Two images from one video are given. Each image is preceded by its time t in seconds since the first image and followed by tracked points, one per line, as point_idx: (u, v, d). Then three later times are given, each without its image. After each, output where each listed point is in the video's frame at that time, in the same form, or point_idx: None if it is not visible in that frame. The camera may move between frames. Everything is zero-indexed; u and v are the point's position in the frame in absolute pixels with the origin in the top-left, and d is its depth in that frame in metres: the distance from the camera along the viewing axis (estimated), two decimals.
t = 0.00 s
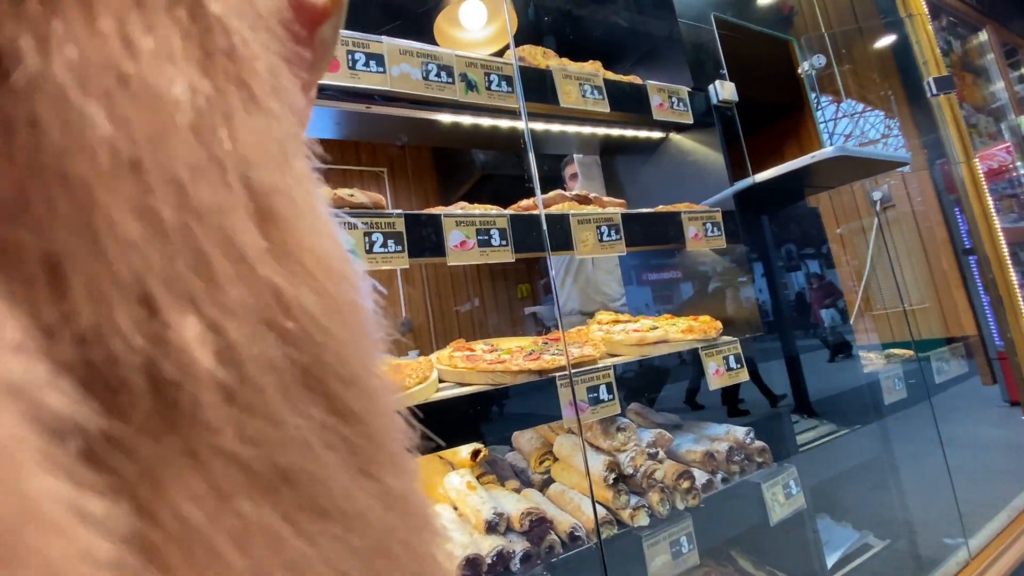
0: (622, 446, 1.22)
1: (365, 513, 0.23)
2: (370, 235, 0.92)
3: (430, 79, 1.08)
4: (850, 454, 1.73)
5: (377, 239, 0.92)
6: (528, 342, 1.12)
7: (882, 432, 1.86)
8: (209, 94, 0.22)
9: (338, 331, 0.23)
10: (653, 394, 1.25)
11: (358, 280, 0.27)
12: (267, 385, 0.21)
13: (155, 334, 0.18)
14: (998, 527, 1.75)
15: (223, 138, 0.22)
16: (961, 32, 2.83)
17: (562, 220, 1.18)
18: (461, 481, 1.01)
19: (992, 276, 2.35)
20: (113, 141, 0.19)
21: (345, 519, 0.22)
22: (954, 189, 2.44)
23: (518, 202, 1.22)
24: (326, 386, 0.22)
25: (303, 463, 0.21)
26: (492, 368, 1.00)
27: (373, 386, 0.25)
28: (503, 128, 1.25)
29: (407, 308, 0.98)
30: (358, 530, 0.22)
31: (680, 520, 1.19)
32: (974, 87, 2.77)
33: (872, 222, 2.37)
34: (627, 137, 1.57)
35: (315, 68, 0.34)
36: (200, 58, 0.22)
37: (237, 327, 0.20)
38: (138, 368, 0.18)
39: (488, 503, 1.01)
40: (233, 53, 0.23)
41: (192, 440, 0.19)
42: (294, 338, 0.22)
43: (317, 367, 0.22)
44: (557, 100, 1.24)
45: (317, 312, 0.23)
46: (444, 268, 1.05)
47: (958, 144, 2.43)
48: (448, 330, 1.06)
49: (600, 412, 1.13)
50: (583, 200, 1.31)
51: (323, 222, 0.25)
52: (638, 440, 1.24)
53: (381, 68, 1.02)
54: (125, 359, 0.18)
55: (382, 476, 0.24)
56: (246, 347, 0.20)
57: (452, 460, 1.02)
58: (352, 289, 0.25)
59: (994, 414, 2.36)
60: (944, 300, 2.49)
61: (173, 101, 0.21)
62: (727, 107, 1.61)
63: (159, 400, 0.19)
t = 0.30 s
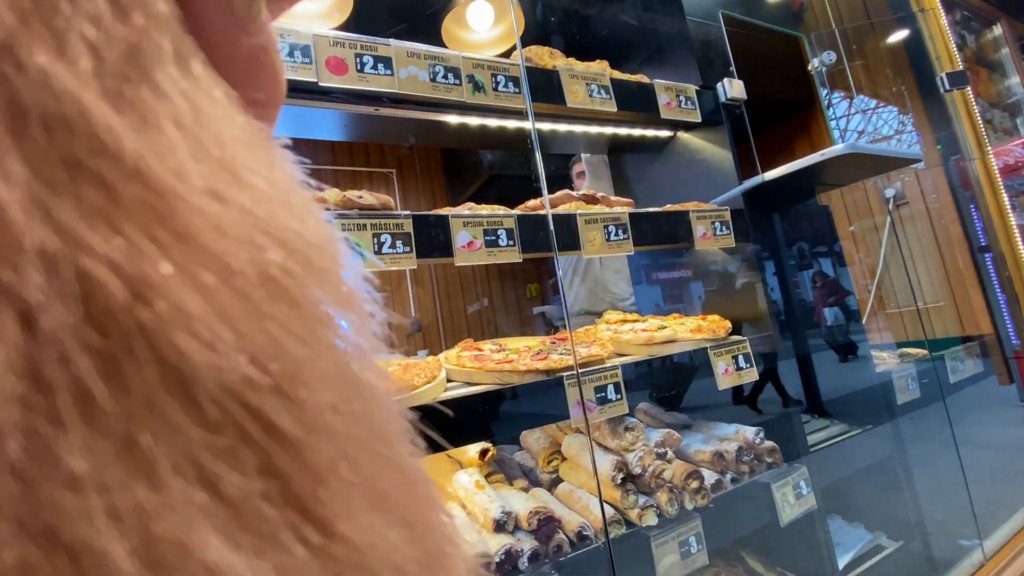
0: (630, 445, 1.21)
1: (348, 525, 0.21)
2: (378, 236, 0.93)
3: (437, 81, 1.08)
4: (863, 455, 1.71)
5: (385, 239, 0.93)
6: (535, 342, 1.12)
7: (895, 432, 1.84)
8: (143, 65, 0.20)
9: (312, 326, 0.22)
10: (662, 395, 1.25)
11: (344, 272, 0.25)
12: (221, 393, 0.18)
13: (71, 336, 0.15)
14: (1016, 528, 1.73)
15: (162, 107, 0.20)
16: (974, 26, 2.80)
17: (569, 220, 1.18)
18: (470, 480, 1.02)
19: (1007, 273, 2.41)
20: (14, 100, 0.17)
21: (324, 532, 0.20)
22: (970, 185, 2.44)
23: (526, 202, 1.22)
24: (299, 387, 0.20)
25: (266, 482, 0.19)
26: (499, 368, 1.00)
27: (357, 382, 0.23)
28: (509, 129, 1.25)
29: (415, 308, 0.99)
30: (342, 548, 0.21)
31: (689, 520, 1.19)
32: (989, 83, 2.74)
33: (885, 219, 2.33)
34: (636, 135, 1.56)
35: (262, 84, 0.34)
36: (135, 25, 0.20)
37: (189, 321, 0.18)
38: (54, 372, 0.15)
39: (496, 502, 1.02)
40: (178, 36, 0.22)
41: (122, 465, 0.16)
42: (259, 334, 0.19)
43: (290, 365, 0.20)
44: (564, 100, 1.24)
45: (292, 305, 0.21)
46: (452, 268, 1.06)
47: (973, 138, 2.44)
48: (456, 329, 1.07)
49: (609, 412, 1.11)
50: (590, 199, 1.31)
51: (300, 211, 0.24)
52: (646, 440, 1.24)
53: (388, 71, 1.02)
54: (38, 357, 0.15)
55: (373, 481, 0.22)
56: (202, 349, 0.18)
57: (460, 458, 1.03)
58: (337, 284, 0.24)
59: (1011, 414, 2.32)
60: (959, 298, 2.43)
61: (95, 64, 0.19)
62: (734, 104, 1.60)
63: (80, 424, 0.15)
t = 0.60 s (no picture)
0: (638, 443, 1.21)
1: (360, 511, 0.21)
2: (383, 233, 0.92)
3: (442, 76, 1.08)
4: (877, 454, 1.69)
5: (391, 236, 0.93)
6: (542, 338, 1.11)
7: (910, 430, 1.81)
8: (159, 46, 0.20)
9: (324, 315, 0.21)
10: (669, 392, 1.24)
11: (357, 262, 0.25)
12: (236, 377, 0.18)
13: (90, 318, 0.15)
14: None
15: (178, 90, 0.20)
16: (991, 17, 2.74)
17: (575, 216, 1.16)
18: (477, 478, 0.98)
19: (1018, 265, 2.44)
20: (32, 83, 0.16)
21: (336, 516, 0.20)
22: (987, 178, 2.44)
23: (532, 197, 1.19)
24: (310, 374, 0.20)
25: (279, 465, 0.19)
26: (507, 365, 1.00)
27: (368, 372, 0.23)
28: (516, 124, 1.24)
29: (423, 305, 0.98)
30: (356, 533, 0.20)
31: (698, 519, 1.17)
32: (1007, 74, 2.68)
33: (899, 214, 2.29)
34: (645, 130, 1.55)
35: (273, 73, 0.33)
36: (150, 12, 0.20)
37: (203, 305, 0.18)
38: (73, 355, 0.15)
39: (503, 500, 1.02)
40: (193, 22, 0.22)
41: (140, 445, 0.16)
42: (271, 321, 0.19)
43: (301, 353, 0.20)
44: (571, 94, 1.23)
45: (303, 293, 0.21)
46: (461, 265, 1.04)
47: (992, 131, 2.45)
48: (464, 326, 1.06)
49: (616, 410, 1.11)
50: (597, 195, 1.30)
51: (310, 199, 0.23)
52: (654, 438, 1.23)
53: (393, 65, 1.02)
54: (59, 340, 0.15)
55: (384, 470, 0.22)
56: (216, 334, 0.18)
57: (467, 456, 1.00)
58: (348, 272, 0.23)
59: None
60: (977, 294, 2.38)
61: (112, 45, 0.18)
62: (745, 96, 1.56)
63: (98, 404, 0.16)
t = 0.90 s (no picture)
0: (651, 439, 1.19)
1: (363, 516, 0.20)
2: (393, 227, 0.92)
3: (452, 68, 1.06)
4: (896, 452, 1.66)
5: (401, 230, 0.92)
6: (552, 334, 1.11)
7: (931, 429, 1.77)
8: (160, 45, 0.19)
9: (326, 320, 0.21)
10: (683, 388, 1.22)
11: (357, 264, 0.24)
12: (239, 382, 0.18)
13: (92, 326, 0.15)
14: None
15: (179, 91, 0.19)
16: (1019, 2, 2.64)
17: (587, 209, 1.14)
18: (487, 472, 1.03)
19: None
20: (33, 90, 0.16)
21: (340, 523, 0.19)
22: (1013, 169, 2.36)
23: (542, 192, 1.20)
24: (312, 381, 0.19)
25: (282, 472, 0.18)
26: (517, 361, 0.99)
27: (369, 378, 0.22)
28: (527, 117, 1.23)
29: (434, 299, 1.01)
30: (360, 539, 0.20)
31: (711, 516, 1.16)
32: None
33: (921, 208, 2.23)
34: (657, 122, 1.52)
35: (274, 76, 0.32)
36: (151, 17, 0.20)
37: (205, 311, 0.17)
38: (74, 363, 0.14)
39: (513, 495, 1.02)
40: (192, 21, 0.22)
41: (144, 455, 0.15)
42: (273, 327, 0.19)
43: (302, 359, 0.19)
44: (582, 86, 1.20)
45: (304, 297, 0.20)
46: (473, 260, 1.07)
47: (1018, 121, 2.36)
48: (474, 321, 1.08)
49: (628, 406, 1.09)
50: (609, 188, 1.28)
51: (310, 201, 0.23)
52: (666, 434, 1.22)
53: (403, 59, 1.00)
54: (60, 346, 0.14)
55: (385, 476, 0.21)
56: (217, 340, 0.17)
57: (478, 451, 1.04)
58: (348, 277, 0.23)
59: None
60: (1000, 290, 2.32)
61: (112, 56, 0.18)
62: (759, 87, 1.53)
63: (100, 411, 0.15)
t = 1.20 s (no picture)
0: (666, 437, 1.16)
1: (355, 483, 0.21)
2: (406, 222, 0.91)
3: (467, 61, 1.04)
4: (919, 453, 1.62)
5: (414, 224, 0.92)
6: (567, 330, 1.10)
7: (954, 429, 1.73)
8: (184, 48, 0.21)
9: (323, 306, 0.22)
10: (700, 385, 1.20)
11: (348, 256, 0.25)
12: (249, 356, 0.19)
13: (126, 298, 0.17)
14: None
15: (202, 92, 0.21)
16: None
17: (603, 202, 1.12)
18: (501, 467, 1.04)
19: None
20: (81, 93, 0.18)
21: (336, 489, 0.21)
22: None
23: (557, 185, 1.18)
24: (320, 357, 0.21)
25: (286, 438, 0.20)
26: (530, 356, 0.98)
27: (360, 361, 0.24)
28: (542, 109, 1.22)
29: (447, 293, 1.03)
30: (356, 502, 0.21)
31: (729, 516, 1.14)
32: None
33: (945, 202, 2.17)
34: (675, 113, 1.50)
35: (277, 72, 0.32)
36: (179, 23, 0.21)
37: (223, 290, 0.19)
38: (114, 330, 0.16)
39: (528, 491, 1.01)
40: (214, 26, 0.23)
41: (173, 415, 0.17)
42: (282, 309, 0.20)
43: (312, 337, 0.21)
44: (599, 77, 1.17)
45: (305, 283, 0.21)
46: (485, 255, 1.05)
47: None
48: (486, 317, 1.07)
49: (643, 403, 1.08)
50: (625, 181, 1.26)
51: (311, 194, 0.24)
52: (683, 432, 1.18)
53: (417, 51, 0.99)
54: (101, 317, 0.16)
55: (375, 449, 0.23)
56: (232, 318, 0.19)
57: (491, 446, 1.07)
58: (341, 268, 0.24)
59: None
60: None
61: (144, 57, 0.19)
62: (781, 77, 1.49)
63: (132, 373, 0.17)
